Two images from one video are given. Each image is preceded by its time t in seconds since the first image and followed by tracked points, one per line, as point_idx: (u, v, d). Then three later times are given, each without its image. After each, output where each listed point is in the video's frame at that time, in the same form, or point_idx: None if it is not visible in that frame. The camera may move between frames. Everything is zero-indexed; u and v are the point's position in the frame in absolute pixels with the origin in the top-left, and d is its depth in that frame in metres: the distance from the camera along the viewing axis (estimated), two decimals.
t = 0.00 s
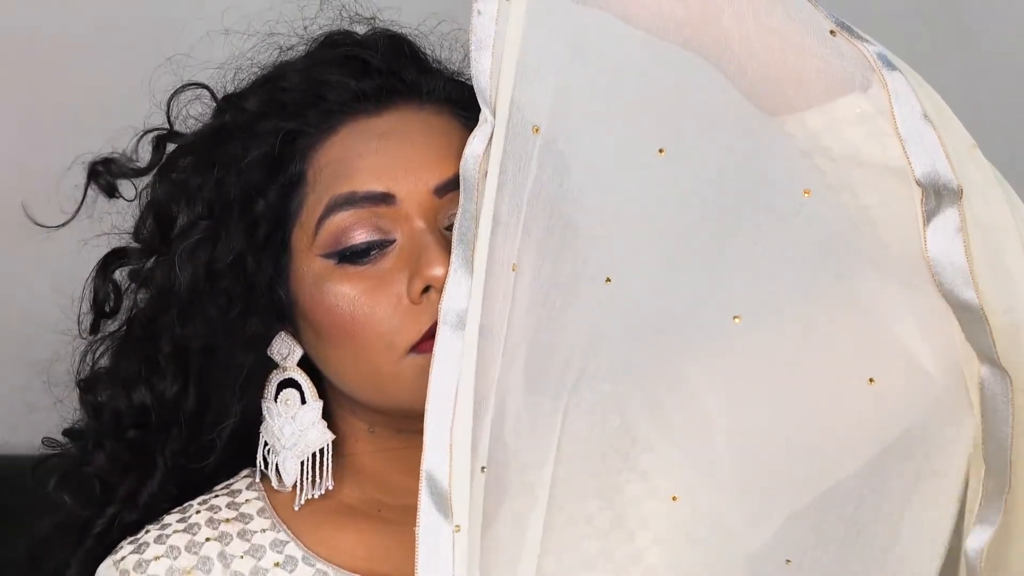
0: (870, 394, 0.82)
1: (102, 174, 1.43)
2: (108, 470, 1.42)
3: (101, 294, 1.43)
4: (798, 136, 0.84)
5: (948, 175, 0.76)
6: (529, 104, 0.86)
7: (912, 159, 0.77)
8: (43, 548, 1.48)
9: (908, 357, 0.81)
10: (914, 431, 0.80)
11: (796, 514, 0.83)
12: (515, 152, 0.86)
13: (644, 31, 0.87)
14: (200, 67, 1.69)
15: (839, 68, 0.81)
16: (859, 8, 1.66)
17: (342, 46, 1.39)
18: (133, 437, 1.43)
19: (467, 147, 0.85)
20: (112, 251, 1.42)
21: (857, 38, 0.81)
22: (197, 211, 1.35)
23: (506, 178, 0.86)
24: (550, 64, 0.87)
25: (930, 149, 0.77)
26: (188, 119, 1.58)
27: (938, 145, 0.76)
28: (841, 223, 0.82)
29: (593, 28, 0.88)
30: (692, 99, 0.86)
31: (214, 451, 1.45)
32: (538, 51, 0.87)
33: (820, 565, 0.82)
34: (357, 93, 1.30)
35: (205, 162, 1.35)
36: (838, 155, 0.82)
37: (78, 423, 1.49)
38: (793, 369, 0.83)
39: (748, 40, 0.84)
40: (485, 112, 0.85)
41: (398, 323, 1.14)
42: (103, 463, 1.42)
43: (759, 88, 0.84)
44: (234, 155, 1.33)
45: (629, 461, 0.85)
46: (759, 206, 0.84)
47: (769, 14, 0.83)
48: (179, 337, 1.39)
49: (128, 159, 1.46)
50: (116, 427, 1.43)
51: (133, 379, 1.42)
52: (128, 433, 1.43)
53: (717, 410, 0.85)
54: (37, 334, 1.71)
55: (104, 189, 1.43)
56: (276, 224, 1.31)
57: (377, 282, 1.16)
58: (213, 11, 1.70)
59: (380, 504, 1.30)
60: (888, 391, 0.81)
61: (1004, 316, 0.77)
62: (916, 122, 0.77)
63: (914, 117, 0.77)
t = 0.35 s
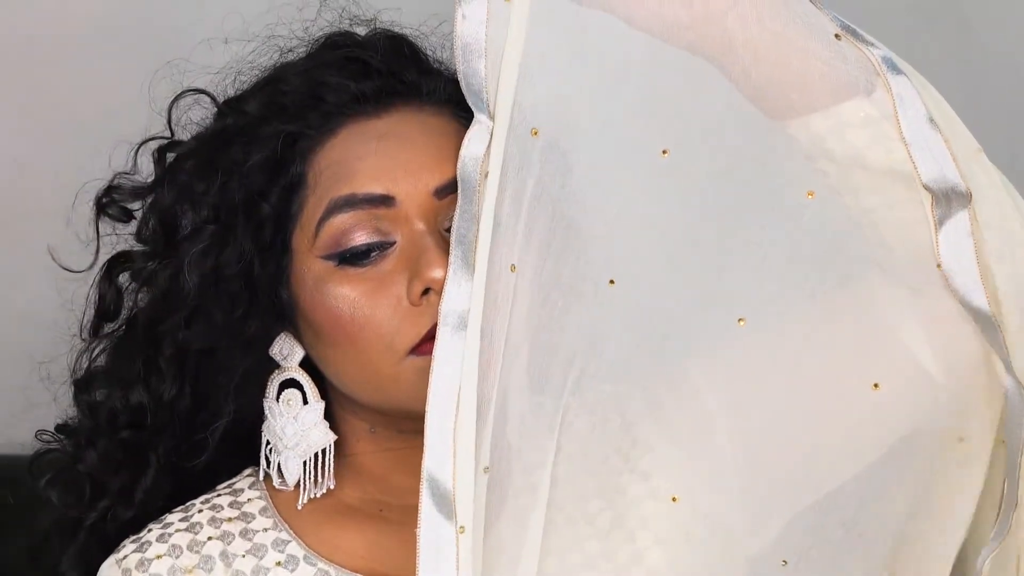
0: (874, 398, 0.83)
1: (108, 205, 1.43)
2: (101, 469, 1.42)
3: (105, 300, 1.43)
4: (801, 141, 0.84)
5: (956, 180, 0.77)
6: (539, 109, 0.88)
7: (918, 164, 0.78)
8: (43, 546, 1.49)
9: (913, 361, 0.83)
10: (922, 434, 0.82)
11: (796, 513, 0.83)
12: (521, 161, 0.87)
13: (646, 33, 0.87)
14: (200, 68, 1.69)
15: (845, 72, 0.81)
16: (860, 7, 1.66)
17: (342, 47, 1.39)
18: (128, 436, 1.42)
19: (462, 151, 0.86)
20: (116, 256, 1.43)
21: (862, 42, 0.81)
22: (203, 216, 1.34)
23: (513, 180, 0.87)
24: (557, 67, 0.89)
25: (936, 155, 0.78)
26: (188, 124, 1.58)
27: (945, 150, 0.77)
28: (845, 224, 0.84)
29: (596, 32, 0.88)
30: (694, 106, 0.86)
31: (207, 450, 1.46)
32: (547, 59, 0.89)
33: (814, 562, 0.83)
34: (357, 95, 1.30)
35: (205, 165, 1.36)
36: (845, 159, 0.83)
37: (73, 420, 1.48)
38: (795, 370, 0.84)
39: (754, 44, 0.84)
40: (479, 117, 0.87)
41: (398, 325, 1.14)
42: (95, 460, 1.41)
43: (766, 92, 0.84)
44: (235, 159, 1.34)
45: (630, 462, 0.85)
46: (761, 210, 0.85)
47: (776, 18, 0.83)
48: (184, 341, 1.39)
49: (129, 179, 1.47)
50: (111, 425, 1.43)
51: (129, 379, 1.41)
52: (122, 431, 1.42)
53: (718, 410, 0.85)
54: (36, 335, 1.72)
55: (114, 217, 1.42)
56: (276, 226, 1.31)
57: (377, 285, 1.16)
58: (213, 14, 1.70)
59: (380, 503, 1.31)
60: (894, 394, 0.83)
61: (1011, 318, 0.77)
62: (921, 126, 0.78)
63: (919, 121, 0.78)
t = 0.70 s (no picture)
0: (878, 400, 0.83)
1: (105, 185, 1.42)
2: (105, 466, 1.43)
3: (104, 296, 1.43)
4: (805, 144, 0.85)
5: (956, 183, 0.77)
6: (539, 111, 0.88)
7: (920, 167, 0.79)
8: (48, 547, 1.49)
9: (913, 360, 0.83)
10: (924, 434, 0.82)
11: (798, 515, 0.84)
12: (523, 159, 0.87)
13: (648, 37, 0.87)
14: (201, 67, 1.69)
15: (849, 74, 0.82)
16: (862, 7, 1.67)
17: (344, 47, 1.39)
18: (132, 434, 1.43)
19: (464, 154, 0.86)
20: (115, 252, 1.42)
21: (867, 46, 0.82)
22: (201, 215, 1.35)
23: (512, 185, 0.86)
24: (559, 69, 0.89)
25: (938, 159, 0.78)
26: (190, 124, 1.59)
27: (946, 154, 0.78)
28: (850, 230, 0.84)
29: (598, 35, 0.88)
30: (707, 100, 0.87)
31: (212, 450, 1.46)
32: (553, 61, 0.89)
33: (819, 565, 0.83)
34: (357, 95, 1.30)
35: (207, 166, 1.36)
36: (847, 164, 0.83)
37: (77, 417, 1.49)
38: (796, 369, 0.84)
39: (757, 46, 0.84)
40: (484, 118, 0.87)
41: (398, 325, 1.15)
42: (99, 458, 1.43)
43: (769, 95, 0.85)
44: (236, 158, 1.34)
45: (633, 463, 0.86)
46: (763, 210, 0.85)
47: (780, 20, 0.84)
48: (183, 341, 1.40)
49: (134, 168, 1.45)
50: (116, 423, 1.44)
51: (132, 377, 1.43)
52: (127, 429, 1.44)
53: (721, 412, 0.85)
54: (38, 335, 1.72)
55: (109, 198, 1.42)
56: (277, 226, 1.31)
57: (377, 284, 1.16)
58: (213, 15, 1.69)
59: (383, 503, 1.31)
60: (897, 396, 0.83)
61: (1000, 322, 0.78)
62: (924, 131, 0.79)
63: (923, 126, 0.79)
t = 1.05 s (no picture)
0: (880, 401, 0.84)
1: (112, 208, 1.44)
2: (121, 476, 1.43)
3: (117, 306, 1.46)
4: (809, 147, 0.85)
5: (970, 182, 0.78)
6: (544, 113, 0.89)
7: (931, 169, 0.80)
8: (49, 549, 1.50)
9: (914, 361, 0.83)
10: (924, 435, 0.84)
11: (800, 516, 0.84)
12: (527, 163, 0.89)
13: (654, 41, 0.89)
14: (203, 69, 1.69)
15: (852, 77, 0.83)
16: (863, 7, 1.67)
17: (346, 47, 1.39)
18: (154, 443, 1.43)
19: (462, 161, 0.90)
20: (126, 262, 1.44)
21: (870, 49, 0.83)
22: (209, 217, 1.35)
23: (515, 189, 0.88)
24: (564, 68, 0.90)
25: (948, 160, 0.79)
26: (193, 126, 1.59)
27: (955, 153, 0.79)
28: (852, 231, 0.84)
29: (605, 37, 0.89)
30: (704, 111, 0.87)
31: (224, 451, 1.46)
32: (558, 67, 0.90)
33: (820, 566, 0.84)
34: (360, 95, 1.31)
35: (209, 167, 1.36)
36: (852, 165, 0.84)
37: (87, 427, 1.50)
38: (797, 370, 0.85)
39: (760, 51, 0.86)
40: (485, 122, 0.90)
41: (398, 325, 1.15)
42: (121, 469, 1.43)
43: (773, 99, 0.86)
44: (239, 159, 1.34)
45: (637, 464, 0.86)
46: (769, 212, 0.85)
47: (784, 25, 0.86)
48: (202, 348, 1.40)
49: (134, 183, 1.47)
50: (137, 433, 1.44)
51: (149, 385, 1.42)
52: (149, 438, 1.43)
53: (723, 413, 0.86)
54: (42, 336, 1.73)
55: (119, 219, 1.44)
56: (280, 227, 1.32)
57: (377, 284, 1.16)
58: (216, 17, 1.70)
59: (385, 503, 1.31)
60: (898, 397, 0.84)
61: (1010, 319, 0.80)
62: (932, 131, 0.80)
63: (930, 126, 0.80)
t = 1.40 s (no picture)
0: (881, 401, 0.84)
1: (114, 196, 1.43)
2: (110, 465, 1.44)
3: (111, 298, 1.46)
4: (812, 150, 0.85)
5: (975, 186, 0.79)
6: (546, 116, 0.89)
7: (937, 174, 0.80)
8: (52, 546, 1.50)
9: (916, 362, 0.84)
10: (927, 438, 0.84)
11: (801, 517, 0.84)
12: (528, 164, 0.88)
13: (657, 44, 0.88)
14: (205, 69, 1.70)
15: (857, 81, 0.83)
16: (863, 6, 1.67)
17: (348, 47, 1.39)
18: (139, 435, 1.44)
19: (463, 159, 0.88)
20: (121, 255, 1.44)
21: (875, 52, 0.82)
22: (209, 217, 1.35)
23: (517, 189, 0.88)
24: (564, 69, 0.89)
25: (953, 164, 0.79)
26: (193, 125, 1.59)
27: (961, 157, 0.79)
28: (856, 234, 0.85)
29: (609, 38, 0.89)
30: (708, 108, 0.87)
31: (216, 449, 1.46)
32: (558, 66, 0.89)
33: (820, 566, 0.84)
34: (360, 95, 1.31)
35: (210, 166, 1.36)
36: (856, 167, 0.84)
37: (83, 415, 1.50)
38: (800, 370, 0.85)
39: (765, 54, 0.85)
40: (484, 122, 0.89)
41: (398, 325, 1.15)
42: (106, 457, 1.44)
43: (776, 102, 0.86)
44: (239, 158, 1.34)
45: (640, 466, 0.86)
46: (773, 214, 0.86)
47: (788, 28, 0.85)
48: (194, 345, 1.39)
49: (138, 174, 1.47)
50: (124, 424, 1.44)
51: (141, 378, 1.42)
52: (135, 430, 1.44)
53: (726, 414, 0.86)
54: (41, 335, 1.73)
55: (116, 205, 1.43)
56: (280, 227, 1.32)
57: (377, 285, 1.17)
58: (219, 17, 1.71)
59: (386, 503, 1.31)
60: (901, 399, 0.84)
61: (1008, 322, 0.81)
62: (937, 135, 0.80)
63: (935, 130, 0.80)
